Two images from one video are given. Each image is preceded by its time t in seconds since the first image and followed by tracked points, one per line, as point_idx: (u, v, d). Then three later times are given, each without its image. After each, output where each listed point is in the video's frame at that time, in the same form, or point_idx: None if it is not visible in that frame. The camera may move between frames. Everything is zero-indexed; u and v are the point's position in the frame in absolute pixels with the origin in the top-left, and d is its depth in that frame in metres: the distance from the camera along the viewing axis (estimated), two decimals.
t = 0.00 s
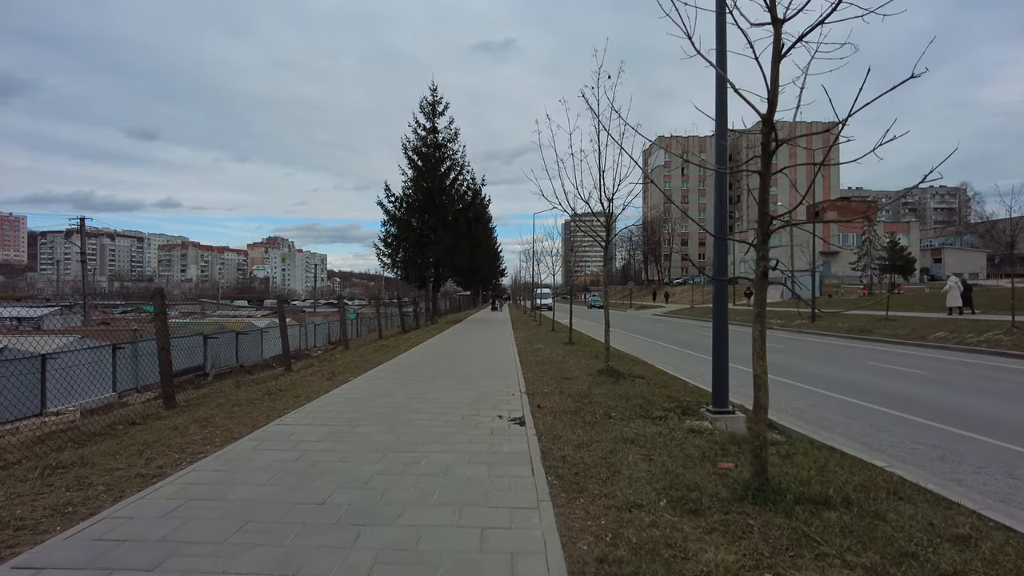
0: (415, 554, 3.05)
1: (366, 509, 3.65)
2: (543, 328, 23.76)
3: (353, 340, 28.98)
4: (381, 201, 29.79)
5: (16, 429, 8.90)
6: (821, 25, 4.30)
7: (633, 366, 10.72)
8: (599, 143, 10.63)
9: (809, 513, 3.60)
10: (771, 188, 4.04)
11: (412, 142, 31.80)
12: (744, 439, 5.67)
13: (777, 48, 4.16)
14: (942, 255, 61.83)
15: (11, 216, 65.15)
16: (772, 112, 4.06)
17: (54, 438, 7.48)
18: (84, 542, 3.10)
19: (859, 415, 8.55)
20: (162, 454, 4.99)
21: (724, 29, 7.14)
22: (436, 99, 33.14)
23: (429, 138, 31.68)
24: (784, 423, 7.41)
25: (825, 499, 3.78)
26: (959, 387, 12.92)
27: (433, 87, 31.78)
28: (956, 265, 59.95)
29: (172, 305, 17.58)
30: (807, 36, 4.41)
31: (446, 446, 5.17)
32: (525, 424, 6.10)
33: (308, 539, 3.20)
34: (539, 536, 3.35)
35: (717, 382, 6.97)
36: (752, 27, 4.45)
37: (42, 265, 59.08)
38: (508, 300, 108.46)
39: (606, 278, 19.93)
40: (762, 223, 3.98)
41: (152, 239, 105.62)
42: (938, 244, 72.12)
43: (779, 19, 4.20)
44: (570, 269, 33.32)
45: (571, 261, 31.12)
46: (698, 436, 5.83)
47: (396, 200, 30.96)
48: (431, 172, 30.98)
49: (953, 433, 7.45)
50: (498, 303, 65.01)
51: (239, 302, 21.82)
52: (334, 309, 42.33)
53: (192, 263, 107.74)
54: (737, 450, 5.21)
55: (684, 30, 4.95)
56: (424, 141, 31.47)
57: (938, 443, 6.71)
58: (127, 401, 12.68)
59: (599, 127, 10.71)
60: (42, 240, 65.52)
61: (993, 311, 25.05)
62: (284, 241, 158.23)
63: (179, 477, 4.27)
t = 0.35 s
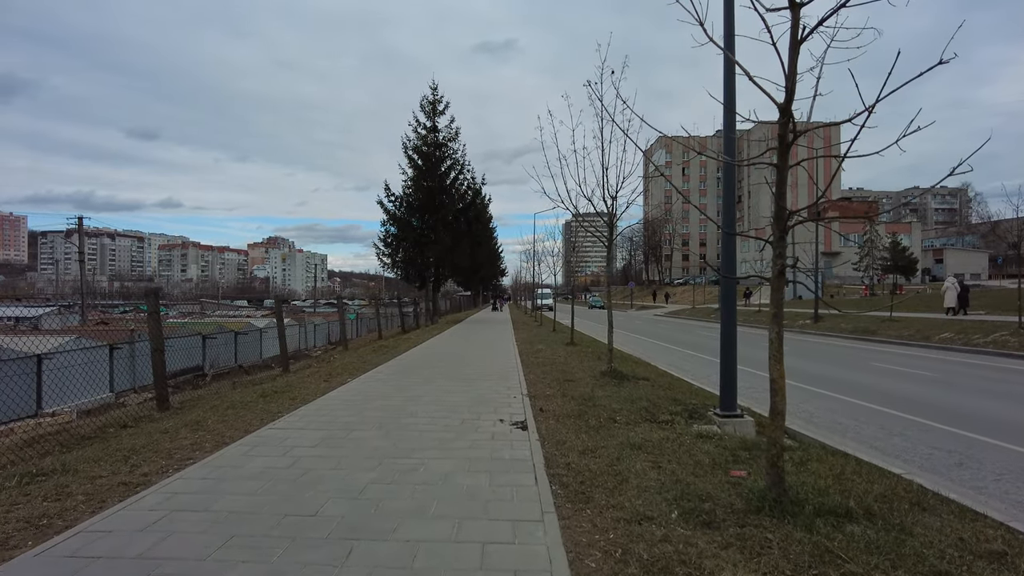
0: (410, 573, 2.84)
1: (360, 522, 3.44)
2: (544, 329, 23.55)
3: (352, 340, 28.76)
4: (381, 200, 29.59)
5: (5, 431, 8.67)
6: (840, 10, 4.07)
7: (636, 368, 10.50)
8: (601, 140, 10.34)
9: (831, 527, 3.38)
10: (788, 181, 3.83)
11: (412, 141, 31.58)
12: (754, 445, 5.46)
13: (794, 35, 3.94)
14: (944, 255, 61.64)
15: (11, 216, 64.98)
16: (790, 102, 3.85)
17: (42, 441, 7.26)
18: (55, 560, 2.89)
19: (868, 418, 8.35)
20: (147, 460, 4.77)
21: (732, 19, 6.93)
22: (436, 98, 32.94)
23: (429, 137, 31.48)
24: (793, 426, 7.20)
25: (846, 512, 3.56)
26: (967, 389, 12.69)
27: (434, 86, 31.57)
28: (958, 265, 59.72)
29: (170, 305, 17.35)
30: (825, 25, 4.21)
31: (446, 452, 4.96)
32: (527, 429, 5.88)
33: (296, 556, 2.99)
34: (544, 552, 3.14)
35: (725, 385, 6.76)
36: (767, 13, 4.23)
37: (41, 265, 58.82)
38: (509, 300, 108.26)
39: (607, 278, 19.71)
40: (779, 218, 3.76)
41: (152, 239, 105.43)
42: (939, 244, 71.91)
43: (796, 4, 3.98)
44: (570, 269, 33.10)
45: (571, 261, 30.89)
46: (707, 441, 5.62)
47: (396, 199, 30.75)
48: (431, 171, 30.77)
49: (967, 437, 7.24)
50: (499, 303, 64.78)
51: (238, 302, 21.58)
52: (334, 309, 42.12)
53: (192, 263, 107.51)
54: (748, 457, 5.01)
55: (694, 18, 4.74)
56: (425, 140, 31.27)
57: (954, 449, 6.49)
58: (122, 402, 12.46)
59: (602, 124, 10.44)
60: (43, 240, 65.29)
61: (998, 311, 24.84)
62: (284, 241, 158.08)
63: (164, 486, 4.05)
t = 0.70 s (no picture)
0: None
1: (353, 538, 3.22)
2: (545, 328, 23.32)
3: (351, 340, 28.51)
4: (380, 199, 29.38)
5: None
6: None
7: (639, 369, 10.26)
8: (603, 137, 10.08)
9: (857, 543, 3.16)
10: (809, 175, 3.61)
11: (411, 139, 31.34)
12: (765, 451, 5.26)
13: (816, 18, 3.71)
14: (945, 255, 61.43)
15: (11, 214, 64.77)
16: (812, 89, 3.61)
17: (27, 445, 7.02)
18: None
19: (879, 421, 8.13)
20: (129, 467, 4.52)
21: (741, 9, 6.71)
22: (435, 96, 32.72)
23: (429, 134, 31.26)
24: (802, 430, 7.00)
25: (871, 526, 3.33)
26: (975, 390, 12.48)
27: (433, 83, 31.33)
28: (959, 265, 59.56)
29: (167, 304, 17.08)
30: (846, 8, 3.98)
31: (445, 459, 4.74)
32: (529, 434, 5.67)
33: None
34: (549, 570, 2.92)
35: (733, 387, 6.55)
36: None
37: (41, 264, 58.68)
38: (508, 300, 107.99)
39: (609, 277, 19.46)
40: (799, 214, 3.54)
41: (151, 238, 105.08)
42: (940, 244, 71.72)
43: None
44: (571, 268, 32.90)
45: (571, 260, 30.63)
46: (716, 447, 5.40)
47: (395, 197, 30.51)
48: (431, 169, 30.51)
49: (981, 441, 7.02)
50: (499, 303, 64.55)
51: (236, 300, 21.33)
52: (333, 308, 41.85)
53: (191, 262, 107.20)
54: (761, 465, 4.81)
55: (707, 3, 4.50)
56: (424, 138, 31.04)
57: (971, 454, 6.26)
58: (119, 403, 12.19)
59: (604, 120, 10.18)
60: (42, 240, 65.02)
61: (1001, 311, 24.64)
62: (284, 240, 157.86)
63: (147, 495, 3.83)
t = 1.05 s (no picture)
0: None
1: (334, 556, 2.98)
2: (544, 328, 23.10)
3: (348, 340, 28.29)
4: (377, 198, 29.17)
5: None
6: None
7: (640, 370, 10.00)
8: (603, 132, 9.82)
9: (880, 562, 2.91)
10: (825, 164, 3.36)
11: (408, 137, 31.09)
12: (773, 457, 5.03)
13: None
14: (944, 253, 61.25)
15: (10, 215, 64.74)
16: (828, 71, 3.37)
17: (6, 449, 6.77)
18: None
19: (888, 424, 7.86)
20: (102, 476, 4.26)
21: None
22: (432, 94, 32.47)
23: (427, 133, 31.03)
24: (808, 433, 6.77)
25: (894, 542, 3.09)
26: (981, 390, 12.25)
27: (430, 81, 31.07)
28: (958, 264, 59.43)
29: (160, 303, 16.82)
30: None
31: (436, 466, 4.49)
32: (526, 438, 5.42)
33: None
34: None
35: (738, 391, 6.29)
36: None
37: (39, 266, 58.53)
38: (508, 300, 107.88)
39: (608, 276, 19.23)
40: (814, 206, 3.30)
41: (149, 239, 104.85)
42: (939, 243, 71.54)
43: None
44: (569, 268, 32.68)
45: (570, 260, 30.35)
46: (722, 452, 5.16)
47: (392, 196, 30.24)
48: (428, 168, 30.27)
49: (996, 444, 6.76)
50: (498, 302, 64.34)
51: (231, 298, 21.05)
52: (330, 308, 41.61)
53: (190, 262, 106.94)
54: (769, 473, 4.58)
55: None
56: (421, 136, 30.81)
57: (986, 458, 6.02)
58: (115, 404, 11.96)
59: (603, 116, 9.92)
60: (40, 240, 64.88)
61: (1003, 310, 24.43)
62: (282, 240, 157.64)
63: (116, 507, 3.58)
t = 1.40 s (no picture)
0: None
1: None
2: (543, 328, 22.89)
3: (346, 341, 28.08)
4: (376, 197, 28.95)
5: None
6: None
7: (642, 371, 9.74)
8: (603, 127, 9.59)
9: None
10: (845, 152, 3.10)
11: (407, 136, 30.89)
12: (784, 465, 4.78)
13: None
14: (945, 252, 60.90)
15: (10, 215, 64.66)
16: (848, 52, 3.10)
17: None
18: None
19: (897, 427, 7.61)
20: (72, 487, 4.01)
21: None
22: (432, 92, 32.26)
23: (425, 131, 30.80)
24: (817, 438, 6.53)
25: (921, 563, 2.83)
26: (989, 390, 12.01)
27: (429, 79, 30.88)
28: (960, 262, 59.18)
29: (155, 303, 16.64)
30: None
31: (428, 476, 4.25)
32: (523, 445, 5.19)
33: None
34: None
35: (744, 395, 6.08)
36: None
37: (39, 265, 58.25)
38: (508, 300, 107.74)
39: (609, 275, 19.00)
40: (833, 198, 3.04)
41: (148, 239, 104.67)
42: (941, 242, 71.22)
43: None
44: (569, 268, 32.46)
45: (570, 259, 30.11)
46: (729, 459, 4.91)
47: (391, 195, 29.99)
48: (427, 166, 30.02)
49: (1011, 448, 6.51)
50: (498, 302, 64.14)
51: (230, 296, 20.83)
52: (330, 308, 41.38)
53: (190, 262, 106.75)
54: (780, 482, 4.34)
55: None
56: (420, 135, 30.58)
57: (1002, 464, 5.77)
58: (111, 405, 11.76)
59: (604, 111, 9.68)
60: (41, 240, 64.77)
61: (1007, 309, 24.18)
62: (282, 240, 157.50)
63: (81, 523, 3.34)
